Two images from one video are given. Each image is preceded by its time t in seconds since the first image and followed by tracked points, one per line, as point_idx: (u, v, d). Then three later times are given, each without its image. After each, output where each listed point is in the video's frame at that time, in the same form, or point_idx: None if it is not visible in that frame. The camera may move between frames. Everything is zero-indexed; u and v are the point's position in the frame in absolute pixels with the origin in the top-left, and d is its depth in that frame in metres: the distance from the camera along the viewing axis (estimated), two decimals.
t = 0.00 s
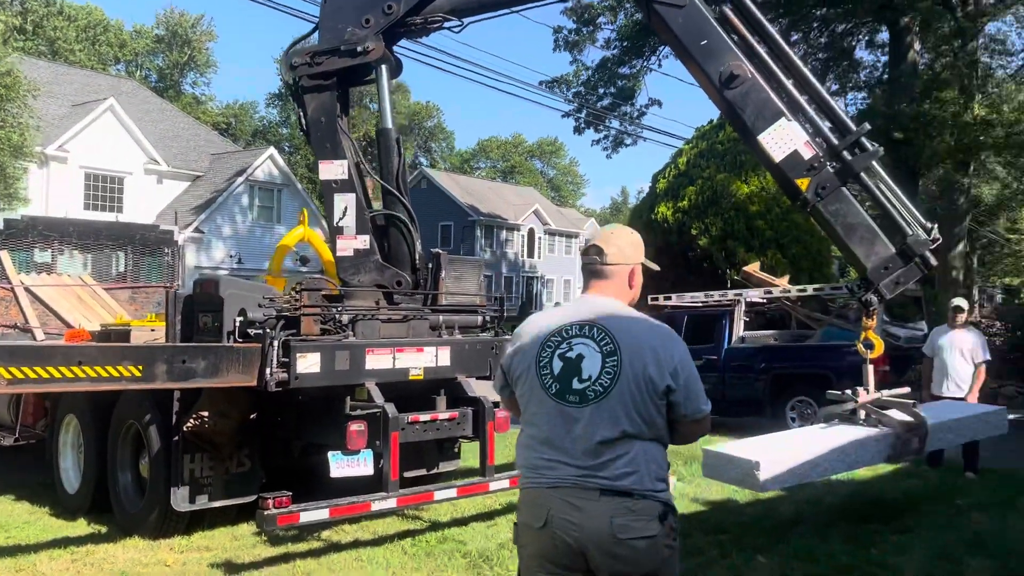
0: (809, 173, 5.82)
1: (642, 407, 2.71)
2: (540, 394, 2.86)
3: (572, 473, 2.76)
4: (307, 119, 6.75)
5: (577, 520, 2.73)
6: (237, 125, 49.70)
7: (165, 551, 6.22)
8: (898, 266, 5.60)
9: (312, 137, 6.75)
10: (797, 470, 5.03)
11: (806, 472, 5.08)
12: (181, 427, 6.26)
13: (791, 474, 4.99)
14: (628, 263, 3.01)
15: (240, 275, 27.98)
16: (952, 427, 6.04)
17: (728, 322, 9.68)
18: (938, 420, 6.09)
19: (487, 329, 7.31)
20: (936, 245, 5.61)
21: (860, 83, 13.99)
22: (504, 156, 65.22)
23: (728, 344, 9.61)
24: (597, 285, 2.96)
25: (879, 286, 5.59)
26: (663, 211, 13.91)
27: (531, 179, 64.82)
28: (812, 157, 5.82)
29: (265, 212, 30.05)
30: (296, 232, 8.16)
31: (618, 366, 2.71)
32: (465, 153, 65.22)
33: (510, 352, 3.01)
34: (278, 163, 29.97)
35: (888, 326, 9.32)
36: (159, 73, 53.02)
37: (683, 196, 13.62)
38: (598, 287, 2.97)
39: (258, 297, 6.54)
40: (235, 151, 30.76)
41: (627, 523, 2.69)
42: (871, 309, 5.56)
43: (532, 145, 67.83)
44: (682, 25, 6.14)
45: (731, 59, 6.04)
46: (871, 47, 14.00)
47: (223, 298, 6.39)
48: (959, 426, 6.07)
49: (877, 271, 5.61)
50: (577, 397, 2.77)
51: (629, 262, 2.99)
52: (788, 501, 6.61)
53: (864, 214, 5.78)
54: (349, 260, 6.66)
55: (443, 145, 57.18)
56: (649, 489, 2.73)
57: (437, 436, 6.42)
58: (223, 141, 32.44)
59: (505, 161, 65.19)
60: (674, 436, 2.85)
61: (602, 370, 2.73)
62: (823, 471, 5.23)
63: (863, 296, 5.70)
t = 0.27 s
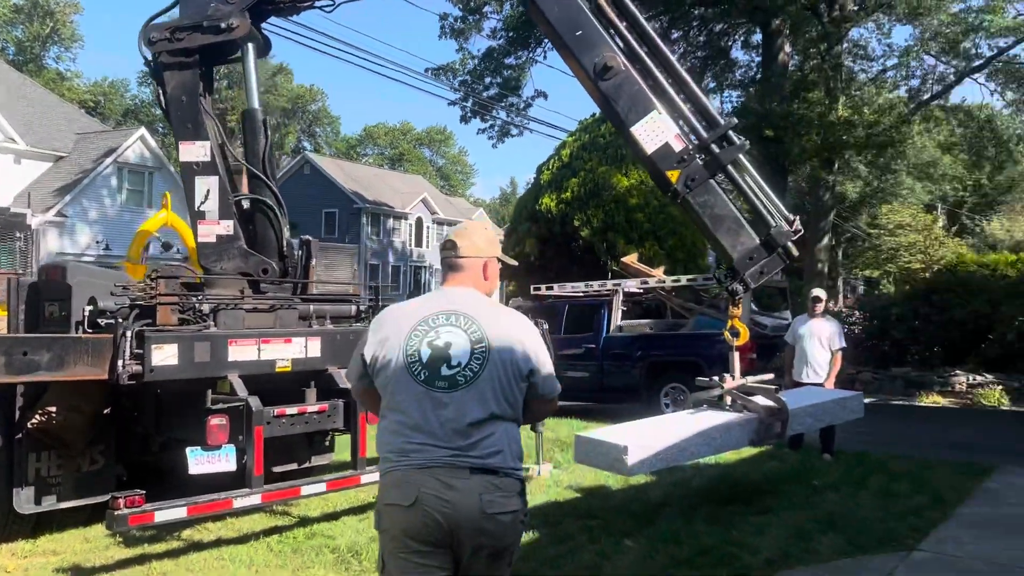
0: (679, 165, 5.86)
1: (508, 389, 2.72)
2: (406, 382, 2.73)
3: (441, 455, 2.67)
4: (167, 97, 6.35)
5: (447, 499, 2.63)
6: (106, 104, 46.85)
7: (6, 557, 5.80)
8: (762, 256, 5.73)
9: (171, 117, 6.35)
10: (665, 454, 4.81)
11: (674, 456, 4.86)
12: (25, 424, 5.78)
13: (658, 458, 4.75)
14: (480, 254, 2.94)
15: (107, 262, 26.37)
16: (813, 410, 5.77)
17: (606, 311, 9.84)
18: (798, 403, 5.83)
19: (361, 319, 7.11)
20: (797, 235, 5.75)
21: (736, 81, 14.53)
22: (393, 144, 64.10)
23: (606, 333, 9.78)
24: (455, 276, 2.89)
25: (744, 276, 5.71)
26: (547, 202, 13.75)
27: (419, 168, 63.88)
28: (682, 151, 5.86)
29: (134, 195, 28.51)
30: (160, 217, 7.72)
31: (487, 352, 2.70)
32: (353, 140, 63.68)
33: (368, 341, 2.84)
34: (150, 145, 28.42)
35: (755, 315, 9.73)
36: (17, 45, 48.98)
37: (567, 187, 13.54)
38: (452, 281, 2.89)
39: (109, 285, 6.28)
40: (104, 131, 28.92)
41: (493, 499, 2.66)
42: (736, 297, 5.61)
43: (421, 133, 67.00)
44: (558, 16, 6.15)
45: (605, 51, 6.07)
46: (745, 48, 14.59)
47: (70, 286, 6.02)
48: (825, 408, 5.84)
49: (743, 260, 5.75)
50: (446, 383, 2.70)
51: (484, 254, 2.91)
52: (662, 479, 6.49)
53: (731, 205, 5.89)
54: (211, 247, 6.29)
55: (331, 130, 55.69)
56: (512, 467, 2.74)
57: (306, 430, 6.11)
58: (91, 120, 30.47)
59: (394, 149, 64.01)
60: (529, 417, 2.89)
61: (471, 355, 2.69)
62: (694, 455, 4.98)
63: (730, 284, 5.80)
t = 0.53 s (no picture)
0: (596, 157, 5.50)
1: (424, 386, 2.68)
2: (323, 377, 2.62)
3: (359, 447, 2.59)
4: (62, 78, 5.98)
5: (363, 484, 2.55)
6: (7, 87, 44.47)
7: None
8: (676, 249, 5.39)
9: (67, 100, 6.00)
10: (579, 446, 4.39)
11: (589, 447, 4.46)
12: None
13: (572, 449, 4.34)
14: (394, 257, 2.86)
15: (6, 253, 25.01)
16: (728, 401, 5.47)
17: (528, 304, 9.81)
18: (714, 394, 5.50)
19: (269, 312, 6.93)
20: (712, 227, 5.46)
21: (657, 78, 14.73)
22: (315, 133, 62.70)
23: (527, 326, 9.74)
24: (370, 276, 2.82)
25: (659, 269, 5.37)
26: (469, 195, 13.75)
27: (343, 158, 62.57)
28: (599, 144, 5.51)
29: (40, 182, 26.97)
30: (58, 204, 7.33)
31: (407, 350, 2.66)
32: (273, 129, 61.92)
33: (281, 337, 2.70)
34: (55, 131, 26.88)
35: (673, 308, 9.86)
36: None
37: (489, 180, 13.55)
38: (364, 281, 2.81)
39: None
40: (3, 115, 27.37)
41: (405, 483, 2.61)
42: (652, 289, 5.28)
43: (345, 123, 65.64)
44: (474, 3, 5.83)
45: (521, 40, 5.76)
46: (666, 46, 14.85)
47: None
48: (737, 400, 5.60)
49: (658, 253, 5.40)
50: (364, 379, 2.61)
51: (399, 255, 2.85)
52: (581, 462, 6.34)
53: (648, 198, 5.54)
54: (110, 237, 5.98)
55: (250, 118, 54.12)
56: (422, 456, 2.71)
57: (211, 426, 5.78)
58: None
59: (315, 139, 62.44)
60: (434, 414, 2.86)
61: (390, 352, 2.64)
62: (613, 446, 4.58)
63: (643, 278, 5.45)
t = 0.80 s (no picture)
0: (524, 149, 5.42)
1: (345, 370, 2.66)
2: (246, 362, 2.53)
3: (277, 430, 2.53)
4: None
5: (281, 463, 2.51)
6: None
7: None
8: (604, 241, 5.42)
9: None
10: (506, 435, 4.35)
11: (514, 438, 4.41)
12: None
13: (498, 439, 4.29)
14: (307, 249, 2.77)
15: None
16: (656, 392, 5.49)
17: (459, 297, 9.71)
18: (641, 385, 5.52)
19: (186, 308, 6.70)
20: (638, 218, 5.49)
21: (589, 73, 14.84)
22: (242, 124, 61.03)
23: (459, 319, 9.63)
24: (292, 262, 2.73)
25: (586, 261, 5.38)
26: (400, 187, 13.59)
27: (272, 149, 61.05)
28: (527, 135, 5.43)
29: None
30: None
31: (330, 334, 2.62)
32: (197, 119, 59.96)
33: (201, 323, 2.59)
34: None
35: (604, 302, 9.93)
36: None
37: (420, 172, 13.41)
38: (285, 267, 2.73)
39: None
40: None
41: (320, 463, 2.55)
42: (580, 282, 5.29)
43: (273, 113, 64.02)
44: None
45: (448, 29, 5.62)
46: (597, 41, 14.98)
47: None
48: (667, 391, 5.63)
49: (585, 245, 5.41)
50: (288, 365, 2.55)
51: (320, 243, 2.78)
52: (510, 455, 6.29)
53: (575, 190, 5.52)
54: (15, 229, 5.43)
55: (170, 107, 52.28)
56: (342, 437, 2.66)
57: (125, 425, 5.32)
58: None
59: (242, 129, 60.76)
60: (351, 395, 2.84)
61: (314, 337, 2.58)
62: (537, 437, 4.55)
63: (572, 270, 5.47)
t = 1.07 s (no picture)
0: (467, 141, 5.10)
1: (264, 363, 2.72)
2: (166, 362, 2.61)
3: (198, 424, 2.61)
4: None
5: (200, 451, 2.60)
6: None
7: None
8: (549, 232, 5.09)
9: None
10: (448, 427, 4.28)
11: (457, 430, 4.35)
12: None
13: (439, 431, 4.22)
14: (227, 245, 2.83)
15: None
16: (603, 383, 5.49)
17: (407, 292, 9.65)
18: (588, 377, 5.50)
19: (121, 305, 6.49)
20: (584, 210, 5.17)
21: (535, 67, 14.87)
22: (184, 118, 59.59)
23: (407, 314, 9.56)
24: (211, 263, 2.79)
25: (532, 253, 5.07)
26: (347, 182, 13.46)
27: (216, 144, 59.70)
28: (470, 127, 5.12)
29: None
30: None
31: (244, 330, 2.67)
32: (137, 113, 58.31)
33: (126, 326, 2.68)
34: None
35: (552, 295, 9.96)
36: None
37: (367, 166, 13.28)
38: (204, 268, 2.79)
39: None
40: None
41: (239, 450, 2.63)
42: (526, 274, 4.97)
43: (217, 107, 62.59)
44: None
45: (389, 22, 5.30)
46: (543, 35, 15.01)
47: None
48: (612, 381, 5.62)
49: (530, 237, 5.09)
50: (206, 361, 2.62)
51: (240, 241, 2.84)
52: (456, 448, 6.29)
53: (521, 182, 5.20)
54: None
55: (109, 100, 50.72)
56: (266, 427, 2.73)
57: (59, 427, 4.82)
58: None
59: (185, 123, 59.29)
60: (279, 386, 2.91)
61: (229, 334, 2.65)
62: (481, 429, 4.48)
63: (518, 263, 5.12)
